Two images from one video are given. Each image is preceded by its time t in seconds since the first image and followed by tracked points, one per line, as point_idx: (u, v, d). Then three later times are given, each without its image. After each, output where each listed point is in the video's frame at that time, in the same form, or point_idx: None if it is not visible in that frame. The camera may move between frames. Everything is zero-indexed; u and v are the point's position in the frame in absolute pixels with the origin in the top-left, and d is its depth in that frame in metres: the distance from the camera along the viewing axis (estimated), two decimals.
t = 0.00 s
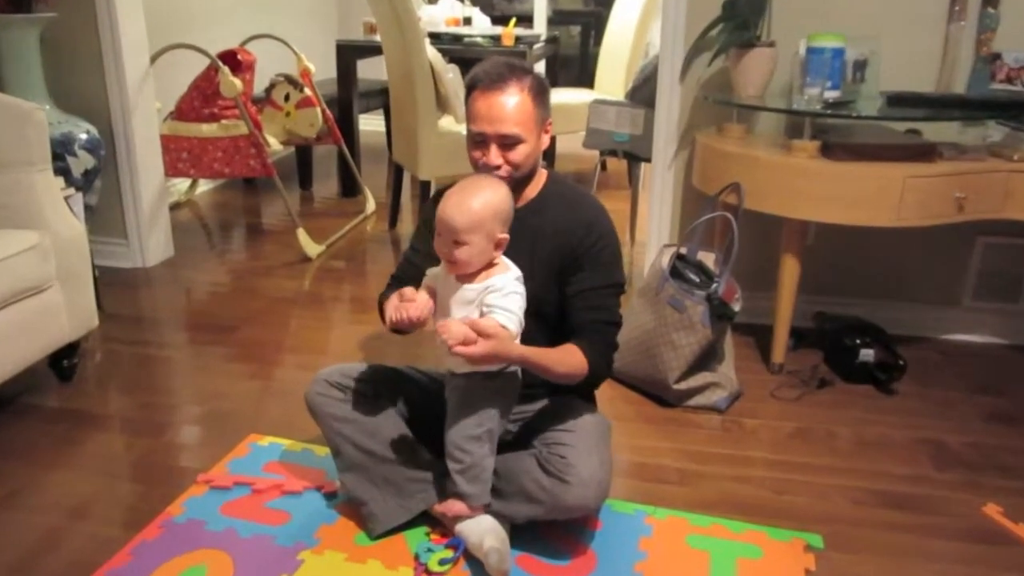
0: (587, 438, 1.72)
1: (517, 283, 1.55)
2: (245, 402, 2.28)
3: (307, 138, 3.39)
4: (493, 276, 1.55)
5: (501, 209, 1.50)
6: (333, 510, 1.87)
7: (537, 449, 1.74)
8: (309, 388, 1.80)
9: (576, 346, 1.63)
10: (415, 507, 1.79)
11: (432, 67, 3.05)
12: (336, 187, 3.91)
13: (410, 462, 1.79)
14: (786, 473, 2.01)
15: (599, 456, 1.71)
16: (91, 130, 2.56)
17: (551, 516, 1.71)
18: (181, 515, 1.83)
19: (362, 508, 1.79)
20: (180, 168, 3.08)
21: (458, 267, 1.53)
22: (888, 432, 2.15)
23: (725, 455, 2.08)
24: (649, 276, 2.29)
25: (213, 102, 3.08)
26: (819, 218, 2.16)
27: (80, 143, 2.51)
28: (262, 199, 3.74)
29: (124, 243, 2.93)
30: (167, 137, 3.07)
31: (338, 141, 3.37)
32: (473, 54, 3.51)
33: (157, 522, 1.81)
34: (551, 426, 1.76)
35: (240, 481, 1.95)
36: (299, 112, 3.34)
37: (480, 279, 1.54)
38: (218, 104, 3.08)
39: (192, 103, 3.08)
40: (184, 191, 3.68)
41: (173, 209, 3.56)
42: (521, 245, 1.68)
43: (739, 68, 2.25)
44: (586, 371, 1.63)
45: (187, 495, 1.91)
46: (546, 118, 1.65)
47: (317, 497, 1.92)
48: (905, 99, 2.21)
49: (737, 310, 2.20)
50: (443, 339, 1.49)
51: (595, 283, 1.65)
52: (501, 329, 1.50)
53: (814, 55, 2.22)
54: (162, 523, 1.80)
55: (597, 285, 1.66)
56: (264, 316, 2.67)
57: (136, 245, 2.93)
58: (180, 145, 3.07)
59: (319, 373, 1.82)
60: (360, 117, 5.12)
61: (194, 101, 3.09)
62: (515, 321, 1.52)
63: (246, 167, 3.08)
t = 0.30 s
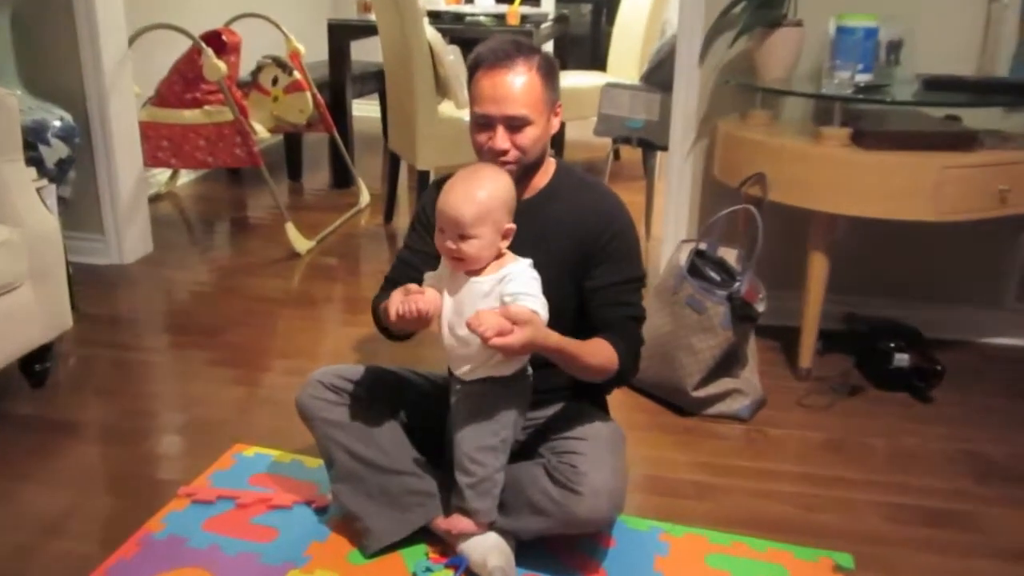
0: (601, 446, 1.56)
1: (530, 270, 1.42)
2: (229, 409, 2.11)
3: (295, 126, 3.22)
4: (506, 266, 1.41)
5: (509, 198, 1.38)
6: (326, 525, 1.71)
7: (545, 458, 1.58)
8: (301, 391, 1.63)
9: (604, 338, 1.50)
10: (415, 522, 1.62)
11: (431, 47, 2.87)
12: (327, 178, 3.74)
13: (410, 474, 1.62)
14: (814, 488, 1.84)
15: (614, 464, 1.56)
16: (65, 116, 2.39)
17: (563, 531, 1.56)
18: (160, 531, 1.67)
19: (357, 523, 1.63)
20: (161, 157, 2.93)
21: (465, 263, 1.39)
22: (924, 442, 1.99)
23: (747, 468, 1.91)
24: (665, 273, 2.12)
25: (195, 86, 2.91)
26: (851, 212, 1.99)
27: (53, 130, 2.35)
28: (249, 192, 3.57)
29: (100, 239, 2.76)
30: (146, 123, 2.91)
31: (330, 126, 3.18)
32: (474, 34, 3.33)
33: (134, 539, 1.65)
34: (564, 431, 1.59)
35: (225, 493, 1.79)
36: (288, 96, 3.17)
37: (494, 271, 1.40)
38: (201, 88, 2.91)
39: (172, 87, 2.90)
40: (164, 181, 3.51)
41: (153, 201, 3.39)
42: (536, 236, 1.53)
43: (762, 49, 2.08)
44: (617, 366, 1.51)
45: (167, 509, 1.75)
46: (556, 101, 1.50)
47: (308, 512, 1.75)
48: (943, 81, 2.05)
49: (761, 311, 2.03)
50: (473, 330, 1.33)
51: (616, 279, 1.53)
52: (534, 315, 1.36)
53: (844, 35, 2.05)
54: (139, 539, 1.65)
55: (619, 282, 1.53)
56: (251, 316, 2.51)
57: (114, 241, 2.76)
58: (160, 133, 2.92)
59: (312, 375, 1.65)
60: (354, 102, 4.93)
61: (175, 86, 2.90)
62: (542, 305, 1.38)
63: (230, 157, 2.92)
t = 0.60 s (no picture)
0: (608, 470, 1.38)
1: (540, 287, 1.28)
2: (198, 428, 1.90)
3: (276, 115, 3.01)
4: (512, 285, 1.26)
5: (505, 203, 1.23)
6: (306, 559, 1.51)
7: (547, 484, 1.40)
8: (282, 407, 1.45)
9: (619, 362, 1.37)
10: (404, 556, 1.44)
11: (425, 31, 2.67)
12: (309, 172, 3.53)
13: (402, 502, 1.44)
14: (852, 519, 1.65)
15: (623, 490, 1.37)
16: (21, 104, 2.18)
17: (566, 566, 1.36)
18: (121, 565, 1.48)
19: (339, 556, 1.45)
20: (126, 148, 2.72)
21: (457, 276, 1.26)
22: (971, 467, 1.79)
23: (776, 496, 1.71)
24: (683, 279, 1.91)
25: (165, 71, 2.69)
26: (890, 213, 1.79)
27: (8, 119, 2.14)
28: (223, 185, 3.34)
29: (58, 239, 2.55)
30: (110, 112, 2.70)
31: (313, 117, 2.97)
32: (472, 15, 3.13)
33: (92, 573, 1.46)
34: (577, 452, 1.41)
35: (195, 522, 1.59)
36: (268, 83, 2.98)
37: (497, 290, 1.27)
38: (171, 73, 2.69)
39: (140, 72, 2.70)
40: (129, 177, 3.28)
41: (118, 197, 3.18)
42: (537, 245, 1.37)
43: (790, 31, 1.89)
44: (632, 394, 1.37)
45: (130, 539, 1.55)
46: (552, 86, 1.35)
47: (286, 544, 1.55)
48: (990, 67, 1.86)
49: (790, 322, 1.83)
50: (466, 368, 1.22)
51: (634, 291, 1.37)
52: (534, 350, 1.24)
53: (881, 16, 1.85)
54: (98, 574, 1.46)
55: (637, 295, 1.37)
56: (226, 324, 2.29)
57: (72, 241, 2.55)
58: (125, 122, 2.71)
59: (295, 389, 1.47)
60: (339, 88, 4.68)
61: (143, 70, 2.70)
62: (547, 336, 1.25)
63: (203, 148, 2.70)
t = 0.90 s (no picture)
0: (622, 526, 1.16)
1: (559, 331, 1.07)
2: (156, 473, 1.67)
3: (251, 117, 2.80)
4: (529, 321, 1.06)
5: (550, 228, 1.03)
6: None
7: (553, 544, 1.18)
8: (251, 452, 1.23)
9: (636, 406, 1.13)
10: None
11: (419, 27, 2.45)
12: (286, 183, 3.30)
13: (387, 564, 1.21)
14: None
15: (639, 551, 1.14)
16: None
17: None
18: None
19: None
20: (81, 154, 2.49)
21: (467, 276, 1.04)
22: None
23: (819, 561, 1.49)
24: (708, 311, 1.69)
25: (127, 68, 2.51)
26: (944, 236, 1.57)
27: None
28: (187, 198, 3.10)
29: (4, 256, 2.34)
30: (65, 113, 2.49)
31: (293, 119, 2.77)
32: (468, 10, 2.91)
33: None
34: (585, 503, 1.18)
35: None
36: (242, 82, 2.75)
37: (508, 319, 1.05)
38: (133, 70, 2.51)
39: (99, 69, 2.51)
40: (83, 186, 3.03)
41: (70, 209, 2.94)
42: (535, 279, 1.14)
43: (832, 29, 1.67)
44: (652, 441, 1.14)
45: None
46: (559, 89, 1.13)
47: None
48: None
49: (828, 360, 1.61)
50: (464, 407, 1.02)
51: (655, 323, 1.14)
52: (544, 396, 1.04)
53: (933, 15, 1.64)
54: None
55: (658, 328, 1.14)
56: (191, 354, 2.07)
57: (17, 257, 2.33)
58: (82, 126, 2.49)
59: (267, 432, 1.25)
60: (321, 88, 4.43)
61: (102, 67, 2.51)
62: (560, 381, 1.06)
63: (167, 155, 2.45)
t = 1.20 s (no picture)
0: (625, 558, 1.06)
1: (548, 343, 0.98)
2: (132, 494, 1.59)
3: (236, 120, 2.72)
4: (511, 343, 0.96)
5: (509, 256, 0.93)
6: None
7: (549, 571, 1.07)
8: (229, 476, 1.14)
9: (639, 424, 1.04)
10: None
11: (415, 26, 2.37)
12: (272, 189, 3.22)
13: None
14: None
15: None
16: None
17: None
18: None
19: None
20: (57, 157, 2.40)
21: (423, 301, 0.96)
22: None
23: None
24: (717, 326, 1.62)
25: (107, 67, 2.42)
26: (962, 253, 1.50)
27: None
28: (173, 203, 3.02)
29: None
30: (41, 113, 2.41)
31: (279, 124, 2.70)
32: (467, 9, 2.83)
33: None
34: (583, 528, 1.09)
35: None
36: (228, 83, 2.68)
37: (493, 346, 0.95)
38: (114, 69, 2.42)
39: (78, 68, 2.41)
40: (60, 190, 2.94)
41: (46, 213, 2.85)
42: (530, 293, 1.05)
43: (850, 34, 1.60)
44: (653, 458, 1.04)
45: None
46: (561, 97, 1.06)
47: None
48: None
49: (841, 382, 1.53)
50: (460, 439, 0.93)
51: (656, 337, 1.05)
52: (541, 418, 0.95)
53: (954, 23, 1.56)
54: None
55: (660, 343, 1.05)
56: (171, 368, 1.98)
57: None
58: (59, 127, 2.40)
59: (246, 455, 1.16)
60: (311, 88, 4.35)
61: (80, 65, 2.42)
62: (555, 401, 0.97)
63: (148, 159, 2.37)
